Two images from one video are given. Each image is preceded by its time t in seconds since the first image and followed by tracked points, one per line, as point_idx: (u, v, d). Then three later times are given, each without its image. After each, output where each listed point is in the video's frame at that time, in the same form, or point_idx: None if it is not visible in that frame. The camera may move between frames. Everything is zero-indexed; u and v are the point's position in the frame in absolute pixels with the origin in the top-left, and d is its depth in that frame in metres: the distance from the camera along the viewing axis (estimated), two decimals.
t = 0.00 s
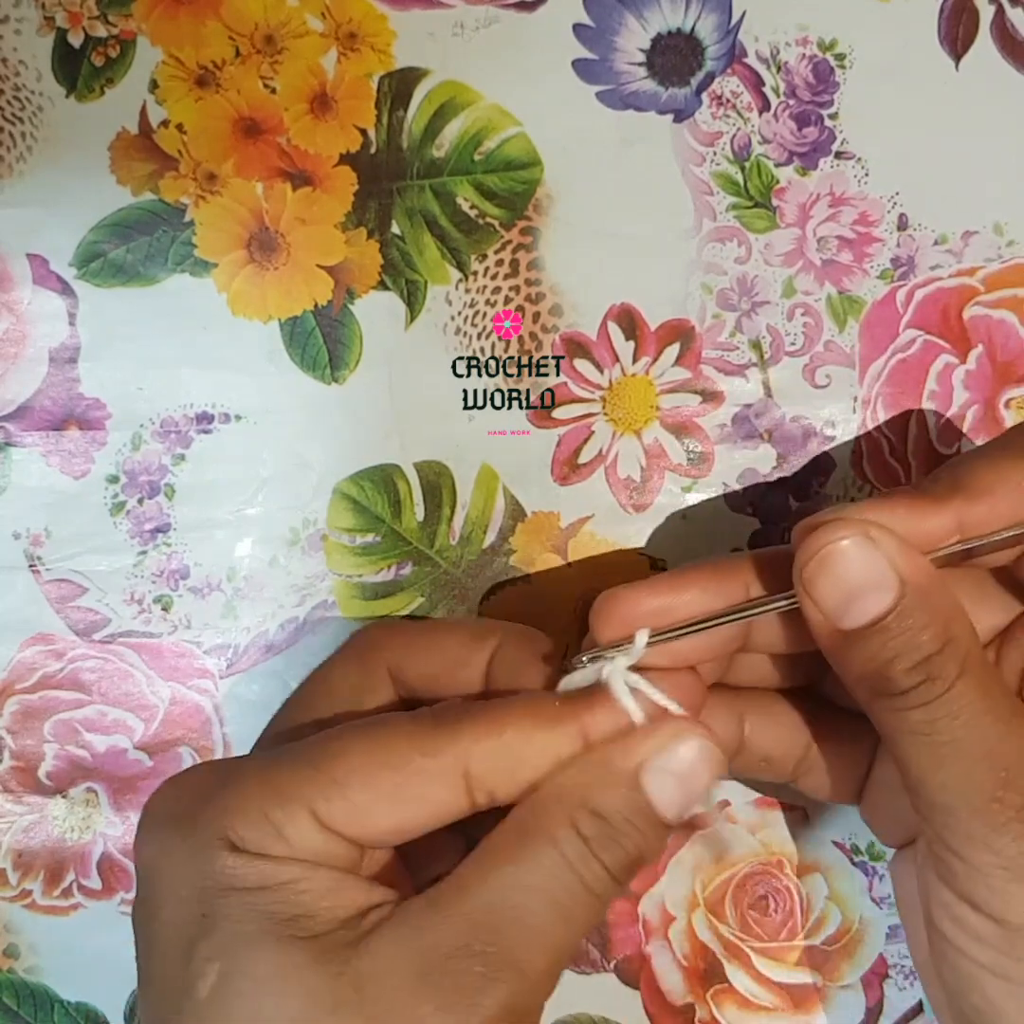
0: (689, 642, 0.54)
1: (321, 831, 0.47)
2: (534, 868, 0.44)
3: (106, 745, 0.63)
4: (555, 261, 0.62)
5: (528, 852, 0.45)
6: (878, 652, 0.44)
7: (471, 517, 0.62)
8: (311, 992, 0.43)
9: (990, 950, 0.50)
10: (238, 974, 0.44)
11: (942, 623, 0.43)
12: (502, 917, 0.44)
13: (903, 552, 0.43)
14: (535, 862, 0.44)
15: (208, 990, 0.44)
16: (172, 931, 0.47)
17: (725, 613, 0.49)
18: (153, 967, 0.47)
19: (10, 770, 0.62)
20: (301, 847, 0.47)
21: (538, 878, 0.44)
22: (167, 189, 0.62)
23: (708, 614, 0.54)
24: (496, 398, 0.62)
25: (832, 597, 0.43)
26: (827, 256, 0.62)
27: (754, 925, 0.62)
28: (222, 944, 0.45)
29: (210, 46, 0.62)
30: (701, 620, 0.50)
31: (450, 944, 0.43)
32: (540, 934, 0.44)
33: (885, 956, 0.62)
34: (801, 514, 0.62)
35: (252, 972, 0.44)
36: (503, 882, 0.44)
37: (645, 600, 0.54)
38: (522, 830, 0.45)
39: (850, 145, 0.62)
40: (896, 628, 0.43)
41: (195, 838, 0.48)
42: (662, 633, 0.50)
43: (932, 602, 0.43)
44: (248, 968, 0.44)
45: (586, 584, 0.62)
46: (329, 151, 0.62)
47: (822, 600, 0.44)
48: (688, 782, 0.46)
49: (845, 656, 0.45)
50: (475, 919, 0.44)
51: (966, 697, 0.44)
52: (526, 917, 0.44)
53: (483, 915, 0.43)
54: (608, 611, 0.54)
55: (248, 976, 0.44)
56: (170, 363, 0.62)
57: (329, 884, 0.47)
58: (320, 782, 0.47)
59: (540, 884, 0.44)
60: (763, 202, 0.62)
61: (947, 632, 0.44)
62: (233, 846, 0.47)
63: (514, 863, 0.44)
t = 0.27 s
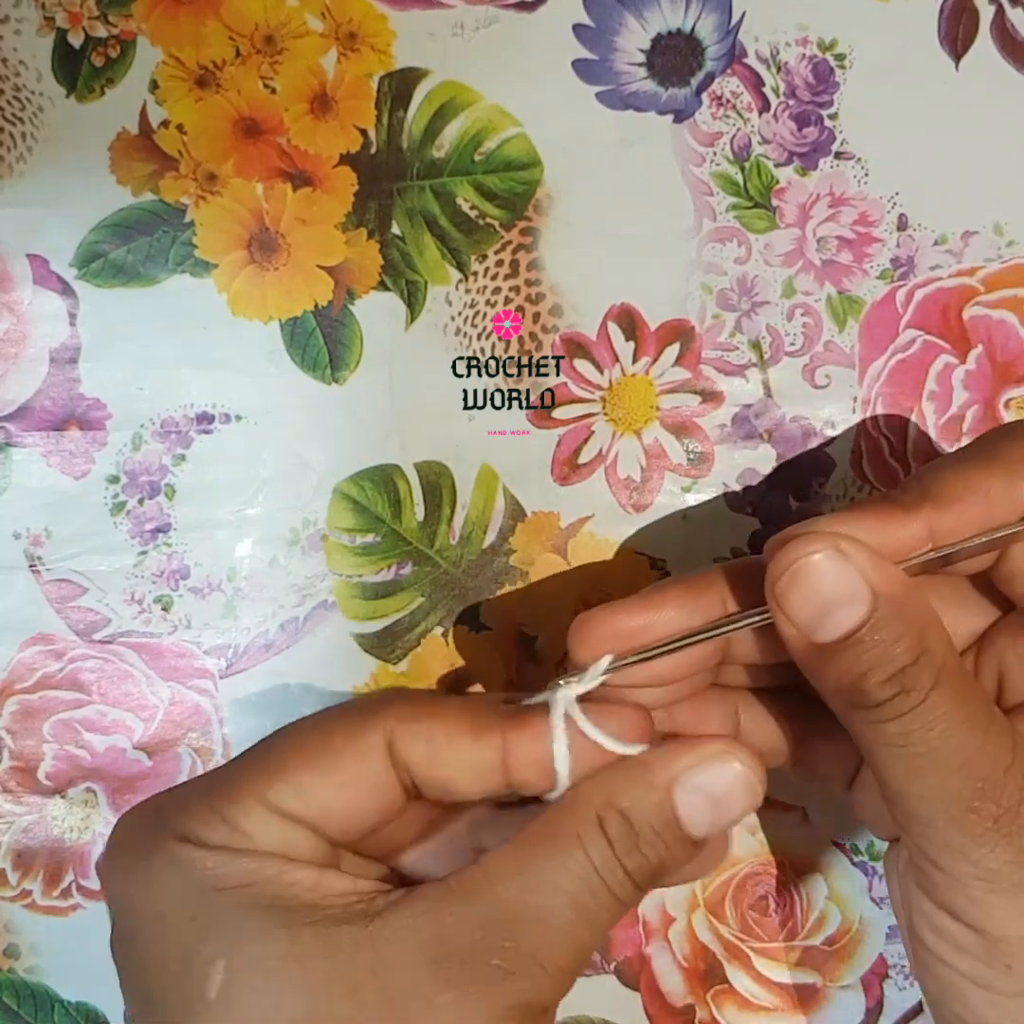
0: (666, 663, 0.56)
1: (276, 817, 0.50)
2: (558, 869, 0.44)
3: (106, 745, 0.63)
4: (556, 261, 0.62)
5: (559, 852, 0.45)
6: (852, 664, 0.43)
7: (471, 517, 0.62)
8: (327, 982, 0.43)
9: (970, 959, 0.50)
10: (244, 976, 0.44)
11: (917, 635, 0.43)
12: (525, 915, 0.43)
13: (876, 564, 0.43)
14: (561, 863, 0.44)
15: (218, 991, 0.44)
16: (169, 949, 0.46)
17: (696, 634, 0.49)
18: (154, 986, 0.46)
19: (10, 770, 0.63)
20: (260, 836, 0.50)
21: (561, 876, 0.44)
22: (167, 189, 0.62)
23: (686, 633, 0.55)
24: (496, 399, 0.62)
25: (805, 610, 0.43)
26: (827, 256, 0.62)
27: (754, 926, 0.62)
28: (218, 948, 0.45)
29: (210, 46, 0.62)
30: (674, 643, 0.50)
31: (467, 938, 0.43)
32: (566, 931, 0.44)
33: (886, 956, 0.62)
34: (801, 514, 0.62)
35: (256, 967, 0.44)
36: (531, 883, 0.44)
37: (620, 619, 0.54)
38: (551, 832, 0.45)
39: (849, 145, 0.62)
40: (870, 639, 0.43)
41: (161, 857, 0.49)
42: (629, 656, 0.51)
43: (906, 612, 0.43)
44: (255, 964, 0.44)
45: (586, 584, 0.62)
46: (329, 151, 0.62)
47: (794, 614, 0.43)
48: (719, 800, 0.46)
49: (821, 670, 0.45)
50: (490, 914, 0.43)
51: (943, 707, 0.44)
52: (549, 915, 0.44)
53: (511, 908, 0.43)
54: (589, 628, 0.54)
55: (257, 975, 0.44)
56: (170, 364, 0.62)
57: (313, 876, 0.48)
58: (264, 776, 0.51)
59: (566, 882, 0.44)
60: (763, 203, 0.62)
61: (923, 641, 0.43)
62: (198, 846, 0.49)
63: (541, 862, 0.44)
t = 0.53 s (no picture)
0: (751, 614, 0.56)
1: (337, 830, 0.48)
2: (527, 871, 0.45)
3: (105, 745, 0.63)
4: (556, 261, 0.62)
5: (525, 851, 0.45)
6: (938, 620, 0.46)
7: (471, 517, 0.62)
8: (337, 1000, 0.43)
9: None
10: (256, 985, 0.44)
11: (1002, 592, 0.45)
12: (499, 919, 0.44)
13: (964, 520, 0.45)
14: (529, 868, 0.45)
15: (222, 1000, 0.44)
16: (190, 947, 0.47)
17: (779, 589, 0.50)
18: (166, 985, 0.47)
19: (10, 770, 0.63)
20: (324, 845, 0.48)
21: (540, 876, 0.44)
22: (166, 189, 0.62)
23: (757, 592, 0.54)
24: (496, 398, 0.62)
25: (894, 564, 0.45)
26: (827, 256, 0.62)
27: (753, 925, 0.62)
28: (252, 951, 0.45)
29: (210, 46, 0.62)
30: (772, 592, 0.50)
31: (439, 949, 0.43)
32: (548, 938, 0.44)
33: (886, 955, 0.62)
34: (800, 514, 0.62)
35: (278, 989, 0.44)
36: (504, 896, 0.44)
37: (696, 578, 0.53)
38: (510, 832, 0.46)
39: (849, 145, 0.62)
40: (958, 595, 0.45)
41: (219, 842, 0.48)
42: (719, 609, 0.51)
43: (998, 573, 0.45)
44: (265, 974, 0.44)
45: (586, 584, 0.62)
46: (329, 151, 0.62)
47: (884, 566, 0.45)
48: (664, 772, 0.46)
49: (903, 625, 0.47)
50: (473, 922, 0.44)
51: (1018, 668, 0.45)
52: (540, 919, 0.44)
53: (481, 920, 0.44)
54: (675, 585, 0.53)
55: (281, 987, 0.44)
56: (170, 364, 0.62)
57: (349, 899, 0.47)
58: (349, 784, 0.47)
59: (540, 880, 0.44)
60: (763, 202, 0.62)
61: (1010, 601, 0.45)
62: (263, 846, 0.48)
63: (515, 871, 0.45)
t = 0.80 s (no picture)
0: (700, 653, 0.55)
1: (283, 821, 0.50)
2: (562, 871, 0.43)
3: (105, 745, 0.63)
4: (556, 261, 0.62)
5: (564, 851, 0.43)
6: (884, 653, 0.43)
7: (471, 517, 0.62)
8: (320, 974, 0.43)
9: (1002, 954, 0.50)
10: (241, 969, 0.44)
11: (952, 623, 0.42)
12: (519, 914, 0.43)
13: (912, 551, 0.42)
14: (561, 869, 0.43)
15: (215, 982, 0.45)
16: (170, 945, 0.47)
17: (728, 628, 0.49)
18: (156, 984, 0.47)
19: (10, 770, 0.62)
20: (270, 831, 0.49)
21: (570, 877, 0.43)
22: (167, 189, 0.62)
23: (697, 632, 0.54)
24: (496, 398, 0.62)
25: (839, 599, 0.42)
26: (827, 256, 0.62)
27: (753, 925, 0.62)
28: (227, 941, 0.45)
29: (210, 46, 0.62)
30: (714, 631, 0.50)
31: (458, 942, 0.43)
32: (568, 939, 0.43)
33: (886, 956, 0.62)
34: (800, 514, 0.62)
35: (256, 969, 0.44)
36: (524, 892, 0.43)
37: (642, 615, 0.54)
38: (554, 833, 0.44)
39: (849, 145, 0.62)
40: (906, 629, 0.42)
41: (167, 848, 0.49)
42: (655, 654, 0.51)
43: (944, 602, 0.42)
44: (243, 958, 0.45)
45: (586, 584, 0.62)
46: (329, 151, 0.62)
47: (830, 602, 0.43)
48: (724, 798, 0.44)
49: (856, 660, 0.44)
50: (490, 915, 0.43)
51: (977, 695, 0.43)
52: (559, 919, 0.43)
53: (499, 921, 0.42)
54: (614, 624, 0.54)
55: (261, 967, 0.44)
56: (170, 364, 0.62)
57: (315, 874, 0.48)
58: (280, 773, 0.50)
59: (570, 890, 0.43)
60: (763, 203, 0.62)
61: (958, 635, 0.43)
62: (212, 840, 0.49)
63: (551, 868, 0.43)
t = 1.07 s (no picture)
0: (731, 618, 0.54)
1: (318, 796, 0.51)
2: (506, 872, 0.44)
3: (105, 745, 0.63)
4: (556, 261, 0.62)
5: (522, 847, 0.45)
6: (913, 618, 0.44)
7: (471, 517, 0.62)
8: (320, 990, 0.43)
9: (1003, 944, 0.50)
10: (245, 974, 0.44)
11: (979, 590, 0.43)
12: (470, 917, 0.43)
13: (942, 517, 0.43)
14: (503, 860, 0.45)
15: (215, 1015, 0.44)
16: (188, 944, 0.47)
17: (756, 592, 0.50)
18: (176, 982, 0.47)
19: (10, 770, 0.62)
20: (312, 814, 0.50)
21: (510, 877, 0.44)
22: (167, 189, 0.62)
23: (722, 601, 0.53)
24: (496, 398, 0.62)
25: (868, 564, 0.43)
26: (827, 256, 0.62)
27: (753, 925, 0.62)
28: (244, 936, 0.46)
29: (210, 46, 0.62)
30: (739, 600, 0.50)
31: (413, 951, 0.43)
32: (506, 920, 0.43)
33: (886, 956, 0.62)
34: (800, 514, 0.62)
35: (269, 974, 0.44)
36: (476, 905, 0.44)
37: (672, 580, 0.53)
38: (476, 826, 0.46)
39: (850, 145, 0.62)
40: (933, 594, 0.43)
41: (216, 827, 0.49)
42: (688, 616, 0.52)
43: (972, 567, 0.43)
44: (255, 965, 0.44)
45: (586, 585, 0.63)
46: (329, 151, 0.62)
47: (858, 568, 0.44)
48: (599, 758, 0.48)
49: (883, 624, 0.45)
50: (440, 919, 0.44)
51: (1003, 659, 0.44)
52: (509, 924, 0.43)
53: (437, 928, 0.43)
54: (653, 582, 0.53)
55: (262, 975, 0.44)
56: (170, 364, 0.62)
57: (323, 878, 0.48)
58: (316, 742, 0.52)
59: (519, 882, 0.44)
60: (763, 203, 0.62)
61: (986, 602, 0.44)
62: (252, 830, 0.49)
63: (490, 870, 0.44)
